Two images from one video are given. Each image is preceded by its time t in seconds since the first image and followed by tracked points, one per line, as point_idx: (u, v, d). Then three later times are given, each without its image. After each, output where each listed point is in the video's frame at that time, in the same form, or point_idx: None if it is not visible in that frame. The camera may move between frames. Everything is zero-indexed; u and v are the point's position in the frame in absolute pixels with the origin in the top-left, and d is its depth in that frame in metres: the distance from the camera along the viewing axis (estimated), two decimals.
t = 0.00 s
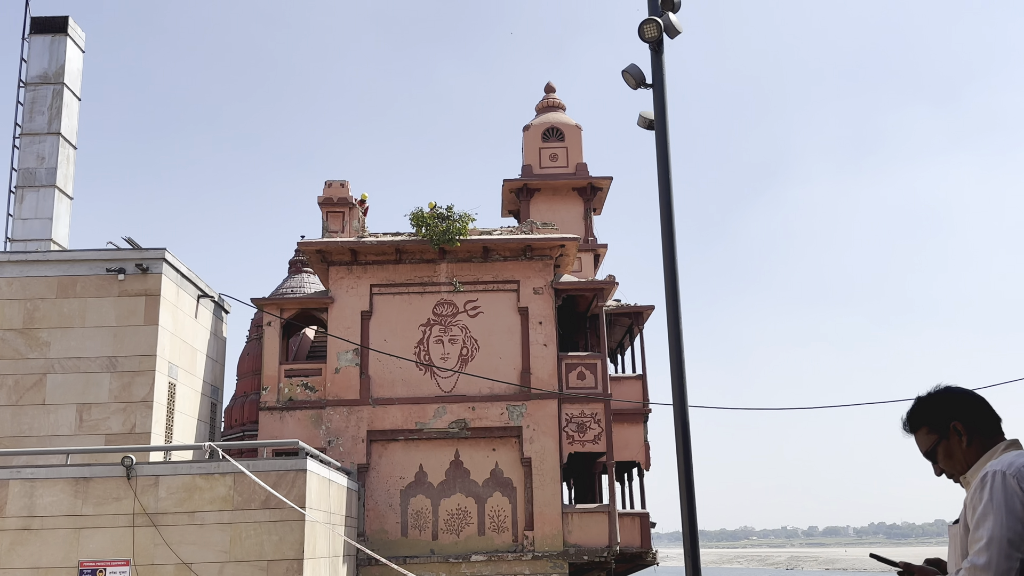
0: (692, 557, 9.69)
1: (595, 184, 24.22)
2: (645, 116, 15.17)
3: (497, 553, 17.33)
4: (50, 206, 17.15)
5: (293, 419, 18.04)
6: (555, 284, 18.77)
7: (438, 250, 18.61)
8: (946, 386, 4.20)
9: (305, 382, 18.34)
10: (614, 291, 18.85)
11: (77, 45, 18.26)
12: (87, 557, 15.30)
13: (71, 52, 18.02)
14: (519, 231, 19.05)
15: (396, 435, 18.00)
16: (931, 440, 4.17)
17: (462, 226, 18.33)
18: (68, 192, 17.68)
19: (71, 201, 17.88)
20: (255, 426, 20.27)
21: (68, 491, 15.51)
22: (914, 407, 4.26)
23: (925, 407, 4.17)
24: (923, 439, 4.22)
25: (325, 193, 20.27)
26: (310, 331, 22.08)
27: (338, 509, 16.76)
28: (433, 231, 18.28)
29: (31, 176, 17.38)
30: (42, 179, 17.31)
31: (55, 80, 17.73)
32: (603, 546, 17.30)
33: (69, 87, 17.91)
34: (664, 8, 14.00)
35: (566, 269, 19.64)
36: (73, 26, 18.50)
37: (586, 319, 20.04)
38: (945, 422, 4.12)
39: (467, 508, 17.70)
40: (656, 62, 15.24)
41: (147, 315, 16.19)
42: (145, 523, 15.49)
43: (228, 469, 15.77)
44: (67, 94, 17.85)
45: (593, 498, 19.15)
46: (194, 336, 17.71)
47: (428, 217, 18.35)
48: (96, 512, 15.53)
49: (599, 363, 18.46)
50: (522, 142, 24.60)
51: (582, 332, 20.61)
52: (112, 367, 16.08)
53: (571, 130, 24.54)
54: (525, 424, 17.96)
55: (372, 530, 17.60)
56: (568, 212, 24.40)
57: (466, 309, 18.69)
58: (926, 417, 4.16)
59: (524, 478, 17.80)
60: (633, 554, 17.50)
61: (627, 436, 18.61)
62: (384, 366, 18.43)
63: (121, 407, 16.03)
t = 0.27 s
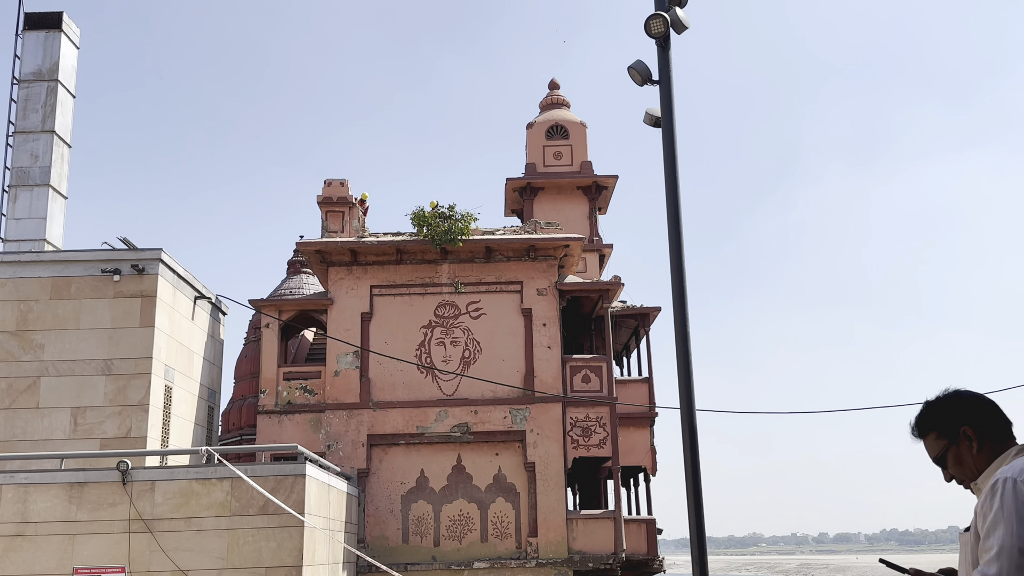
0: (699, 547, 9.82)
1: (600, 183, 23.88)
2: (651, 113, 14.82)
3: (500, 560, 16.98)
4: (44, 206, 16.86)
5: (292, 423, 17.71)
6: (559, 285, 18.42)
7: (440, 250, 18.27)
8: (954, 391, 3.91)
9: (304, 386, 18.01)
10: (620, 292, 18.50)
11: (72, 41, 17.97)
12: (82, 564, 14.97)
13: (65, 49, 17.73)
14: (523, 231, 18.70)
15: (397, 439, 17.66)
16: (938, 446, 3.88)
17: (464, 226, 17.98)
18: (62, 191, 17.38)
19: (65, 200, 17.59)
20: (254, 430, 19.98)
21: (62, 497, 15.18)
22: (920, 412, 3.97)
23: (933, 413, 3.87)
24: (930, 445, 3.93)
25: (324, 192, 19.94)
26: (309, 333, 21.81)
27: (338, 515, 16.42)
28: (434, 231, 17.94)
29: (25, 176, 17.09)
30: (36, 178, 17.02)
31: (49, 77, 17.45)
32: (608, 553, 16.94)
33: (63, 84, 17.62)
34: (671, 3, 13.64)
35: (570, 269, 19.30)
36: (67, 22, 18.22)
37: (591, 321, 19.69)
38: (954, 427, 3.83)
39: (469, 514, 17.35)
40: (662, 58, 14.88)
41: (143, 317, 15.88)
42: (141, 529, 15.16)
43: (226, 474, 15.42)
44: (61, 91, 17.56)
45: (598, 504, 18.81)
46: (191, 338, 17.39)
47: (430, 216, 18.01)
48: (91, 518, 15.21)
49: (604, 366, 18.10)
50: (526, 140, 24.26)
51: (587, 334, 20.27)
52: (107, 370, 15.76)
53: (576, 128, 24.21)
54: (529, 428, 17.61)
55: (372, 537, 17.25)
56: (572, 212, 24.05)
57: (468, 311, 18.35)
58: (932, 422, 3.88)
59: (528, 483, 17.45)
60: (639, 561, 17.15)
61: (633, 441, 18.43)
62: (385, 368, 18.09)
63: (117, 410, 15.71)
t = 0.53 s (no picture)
0: (707, 552, 9.43)
1: (606, 182, 23.48)
2: (658, 110, 14.40)
3: (503, 568, 16.59)
4: (35, 205, 16.53)
5: (290, 427, 17.33)
6: (563, 286, 18.02)
7: (441, 250, 17.88)
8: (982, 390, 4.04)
9: (302, 389, 17.62)
10: (626, 293, 18.09)
11: (64, 35, 17.65)
12: (74, 572, 14.58)
13: (57, 44, 17.40)
14: (526, 231, 18.30)
15: (397, 444, 17.27)
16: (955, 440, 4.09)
17: (466, 225, 17.58)
18: (54, 190, 17.04)
19: (56, 199, 17.25)
20: (250, 435, 19.69)
21: (53, 503, 14.78)
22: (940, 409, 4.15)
23: (959, 409, 4.02)
24: (952, 441, 4.08)
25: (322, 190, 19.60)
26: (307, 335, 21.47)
27: (336, 522, 16.02)
28: (436, 230, 17.54)
29: (16, 174, 16.75)
30: (27, 176, 16.68)
31: (41, 73, 17.12)
32: (614, 561, 16.55)
33: (55, 80, 17.29)
34: None
35: (575, 270, 18.89)
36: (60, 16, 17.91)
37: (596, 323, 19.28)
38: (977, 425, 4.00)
39: (471, 521, 16.96)
40: (670, 53, 14.45)
41: (136, 319, 15.49)
42: (135, 536, 14.76)
43: (222, 480, 15.01)
44: (53, 87, 17.23)
45: (603, 510, 18.45)
46: (186, 340, 17.00)
47: (431, 215, 17.61)
48: (83, 524, 14.81)
49: (610, 369, 17.68)
50: (530, 137, 23.88)
51: (592, 337, 19.87)
52: (100, 373, 15.37)
53: (581, 124, 23.82)
54: (532, 433, 17.21)
55: (372, 544, 16.86)
56: (577, 211, 23.65)
57: (470, 313, 17.94)
58: (950, 419, 4.06)
59: (531, 489, 17.05)
60: (646, 569, 16.92)
61: (639, 446, 17.97)
62: (385, 372, 17.69)
63: (110, 415, 15.31)
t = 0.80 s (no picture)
0: (716, 552, 8.88)
1: (611, 178, 23.00)
2: (666, 104, 13.88)
3: None
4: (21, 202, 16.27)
5: (284, 432, 16.83)
6: (567, 286, 17.52)
7: (441, 249, 17.39)
8: (993, 395, 4.05)
9: (297, 393, 17.12)
10: (632, 293, 17.59)
11: (52, 27, 17.41)
12: None
13: (45, 36, 17.17)
14: (529, 229, 17.81)
15: (395, 450, 16.77)
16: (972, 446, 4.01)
17: (467, 223, 17.09)
18: (40, 187, 16.82)
19: (44, 196, 17.02)
20: (244, 440, 19.32)
21: (41, 510, 14.25)
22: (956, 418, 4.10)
23: (969, 417, 4.02)
24: (965, 449, 4.07)
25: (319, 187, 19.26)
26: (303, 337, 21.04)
27: (333, 530, 15.52)
28: (436, 229, 17.06)
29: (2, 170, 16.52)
30: (13, 172, 16.46)
31: (28, 66, 16.85)
32: (620, 570, 16.12)
33: (42, 74, 17.07)
34: None
35: (579, 270, 18.39)
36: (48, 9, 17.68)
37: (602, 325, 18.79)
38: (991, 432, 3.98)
39: (472, 529, 16.46)
40: (677, 45, 13.93)
41: (126, 320, 15.01)
42: (125, 545, 14.24)
43: (214, 486, 14.48)
44: (40, 81, 17.01)
45: (609, 518, 17.96)
46: (178, 343, 16.51)
47: (431, 213, 17.12)
48: (72, 532, 14.28)
49: (616, 372, 17.18)
50: (533, 132, 23.41)
51: (596, 338, 19.37)
52: (89, 376, 14.88)
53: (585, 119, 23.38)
54: (535, 438, 16.71)
55: (370, 553, 16.36)
56: (582, 208, 23.16)
57: (471, 314, 17.45)
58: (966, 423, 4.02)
59: (534, 496, 16.56)
60: None
61: (646, 452, 17.59)
62: (383, 375, 17.19)
63: (99, 419, 14.81)
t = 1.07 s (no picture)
0: (722, 549, 8.30)
1: (616, 174, 22.54)
2: (673, 97, 13.40)
3: None
4: (10, 200, 16.55)
5: (280, 437, 16.40)
6: (571, 286, 17.06)
7: (441, 248, 16.94)
8: (1014, 397, 3.51)
9: (293, 397, 16.68)
10: (638, 293, 17.12)
11: (39, 20, 17.64)
12: None
13: (32, 30, 17.39)
14: (532, 228, 17.35)
15: (394, 455, 16.32)
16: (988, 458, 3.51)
17: (468, 221, 16.63)
18: (28, 183, 17.08)
19: (31, 192, 17.29)
20: (238, 445, 18.92)
21: (29, 517, 13.75)
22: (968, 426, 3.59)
23: (987, 423, 3.49)
24: (983, 456, 3.58)
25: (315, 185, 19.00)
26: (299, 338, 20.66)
27: (330, 538, 15.07)
28: (435, 227, 16.60)
29: None
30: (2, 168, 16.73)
31: (15, 60, 17.12)
32: None
33: (30, 68, 17.29)
34: None
35: (584, 269, 17.93)
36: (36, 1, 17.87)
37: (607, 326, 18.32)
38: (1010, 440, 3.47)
39: (473, 537, 16.01)
40: (684, 38, 13.45)
41: (116, 321, 14.57)
42: (115, 553, 13.75)
43: (207, 493, 13.97)
44: (28, 76, 17.23)
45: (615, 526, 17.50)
46: (169, 345, 16.07)
47: (430, 211, 16.67)
48: (61, 540, 13.78)
49: (621, 375, 16.70)
50: (536, 127, 22.98)
51: (601, 340, 18.91)
52: (78, 379, 14.44)
53: (589, 113, 22.91)
54: (538, 443, 16.25)
55: (368, 562, 15.91)
56: (586, 205, 22.72)
57: (472, 315, 16.99)
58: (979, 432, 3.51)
59: (537, 503, 16.11)
60: None
61: (653, 457, 17.12)
62: (381, 378, 16.75)
63: (88, 424, 14.36)
